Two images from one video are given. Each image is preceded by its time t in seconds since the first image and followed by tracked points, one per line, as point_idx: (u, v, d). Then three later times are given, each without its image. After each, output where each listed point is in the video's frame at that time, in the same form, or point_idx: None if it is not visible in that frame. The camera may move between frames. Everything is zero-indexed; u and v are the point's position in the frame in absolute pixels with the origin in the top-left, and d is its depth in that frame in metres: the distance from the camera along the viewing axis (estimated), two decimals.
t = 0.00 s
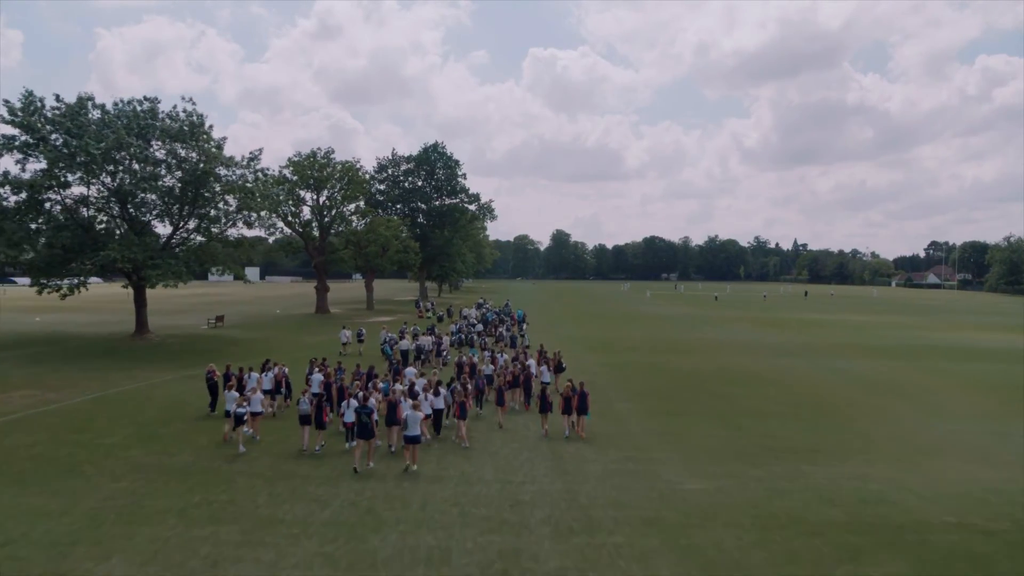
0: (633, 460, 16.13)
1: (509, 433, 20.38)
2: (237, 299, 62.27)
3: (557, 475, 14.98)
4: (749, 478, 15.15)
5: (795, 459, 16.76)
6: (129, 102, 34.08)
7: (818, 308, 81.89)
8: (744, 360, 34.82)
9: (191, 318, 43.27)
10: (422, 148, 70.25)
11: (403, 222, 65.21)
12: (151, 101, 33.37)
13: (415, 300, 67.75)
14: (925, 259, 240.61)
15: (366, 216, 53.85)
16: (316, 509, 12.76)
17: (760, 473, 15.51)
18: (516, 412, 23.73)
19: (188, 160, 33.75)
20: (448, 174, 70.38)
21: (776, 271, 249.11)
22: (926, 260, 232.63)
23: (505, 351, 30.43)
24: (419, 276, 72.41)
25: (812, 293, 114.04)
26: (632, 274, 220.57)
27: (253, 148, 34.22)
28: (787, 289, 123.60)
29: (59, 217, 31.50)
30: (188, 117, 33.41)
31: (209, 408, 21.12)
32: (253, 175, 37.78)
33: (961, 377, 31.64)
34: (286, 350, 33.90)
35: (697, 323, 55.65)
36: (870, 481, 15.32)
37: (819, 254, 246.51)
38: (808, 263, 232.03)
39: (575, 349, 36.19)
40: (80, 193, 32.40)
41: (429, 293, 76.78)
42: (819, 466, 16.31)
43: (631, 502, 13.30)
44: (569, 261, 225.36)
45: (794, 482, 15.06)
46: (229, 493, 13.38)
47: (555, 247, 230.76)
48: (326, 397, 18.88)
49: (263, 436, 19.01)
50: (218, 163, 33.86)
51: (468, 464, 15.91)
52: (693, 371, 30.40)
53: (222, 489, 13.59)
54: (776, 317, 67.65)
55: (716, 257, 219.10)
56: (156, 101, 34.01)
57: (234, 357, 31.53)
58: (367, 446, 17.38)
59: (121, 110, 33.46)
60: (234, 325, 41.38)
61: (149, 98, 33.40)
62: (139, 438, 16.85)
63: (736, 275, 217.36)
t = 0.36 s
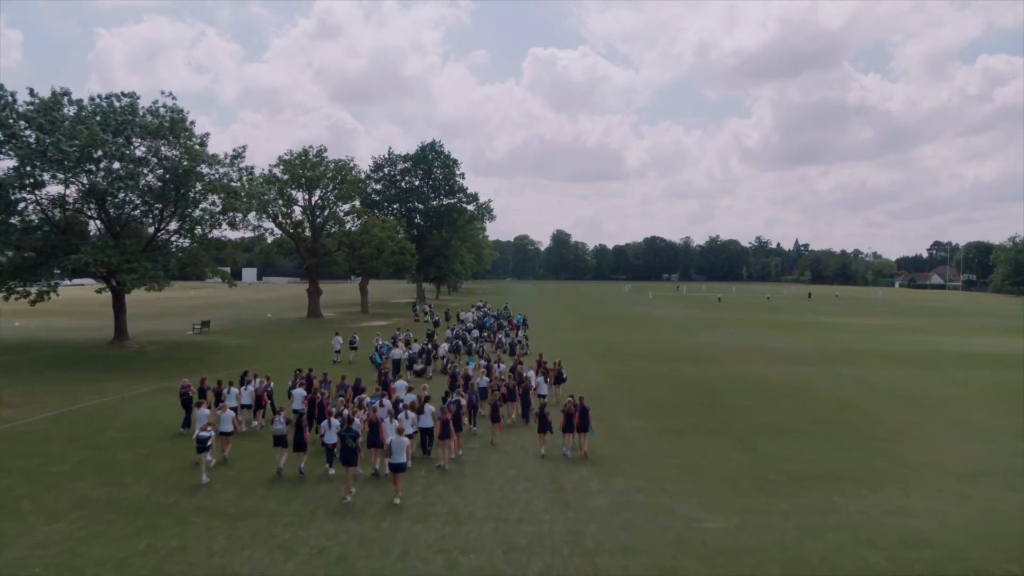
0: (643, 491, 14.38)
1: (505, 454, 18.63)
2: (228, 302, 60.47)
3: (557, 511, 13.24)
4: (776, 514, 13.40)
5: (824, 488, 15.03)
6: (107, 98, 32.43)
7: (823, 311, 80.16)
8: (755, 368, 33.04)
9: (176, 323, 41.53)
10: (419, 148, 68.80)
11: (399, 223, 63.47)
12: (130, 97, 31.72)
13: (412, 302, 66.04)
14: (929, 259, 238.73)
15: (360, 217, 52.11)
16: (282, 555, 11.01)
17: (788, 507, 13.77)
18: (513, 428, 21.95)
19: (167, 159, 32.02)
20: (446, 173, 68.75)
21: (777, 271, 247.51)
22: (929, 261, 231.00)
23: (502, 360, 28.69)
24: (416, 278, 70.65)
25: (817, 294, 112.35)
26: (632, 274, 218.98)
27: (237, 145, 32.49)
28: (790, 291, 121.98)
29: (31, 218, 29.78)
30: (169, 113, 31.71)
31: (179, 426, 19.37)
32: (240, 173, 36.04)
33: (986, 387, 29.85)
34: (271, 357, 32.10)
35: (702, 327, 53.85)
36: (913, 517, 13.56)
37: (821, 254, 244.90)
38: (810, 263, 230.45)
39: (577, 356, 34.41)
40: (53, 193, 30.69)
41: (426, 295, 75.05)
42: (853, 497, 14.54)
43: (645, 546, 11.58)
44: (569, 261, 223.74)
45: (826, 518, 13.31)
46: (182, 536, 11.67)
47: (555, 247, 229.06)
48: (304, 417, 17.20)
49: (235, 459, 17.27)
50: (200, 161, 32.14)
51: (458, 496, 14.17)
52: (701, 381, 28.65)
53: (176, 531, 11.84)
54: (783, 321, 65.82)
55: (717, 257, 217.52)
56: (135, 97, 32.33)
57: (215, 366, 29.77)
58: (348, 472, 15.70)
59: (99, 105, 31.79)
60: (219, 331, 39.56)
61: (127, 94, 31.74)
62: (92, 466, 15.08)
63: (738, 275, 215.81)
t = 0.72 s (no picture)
0: (656, 533, 12.67)
1: (499, 481, 16.94)
2: (216, 306, 58.64)
3: (558, 560, 11.51)
4: (809, 563, 11.68)
5: (857, 527, 13.37)
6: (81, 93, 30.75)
7: (828, 313, 78.40)
8: (765, 378, 31.35)
9: (159, 329, 39.80)
10: (415, 147, 67.31)
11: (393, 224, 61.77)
12: (104, 92, 30.03)
13: (408, 306, 64.37)
14: (931, 260, 236.89)
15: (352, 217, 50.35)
16: None
17: (821, 553, 12.09)
18: (509, 448, 20.22)
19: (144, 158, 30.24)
20: (442, 173, 67.07)
21: (778, 271, 245.89)
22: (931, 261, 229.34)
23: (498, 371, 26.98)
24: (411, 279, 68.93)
25: (820, 296, 110.63)
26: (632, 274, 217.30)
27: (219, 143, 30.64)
28: (792, 292, 120.28)
29: None
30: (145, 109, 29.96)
31: (139, 449, 17.62)
32: (224, 173, 34.22)
33: (1013, 398, 28.14)
34: (253, 365, 30.35)
35: (706, 332, 52.22)
36: (968, 565, 11.80)
37: (822, 255, 243.18)
38: (811, 263, 228.83)
39: (577, 364, 32.78)
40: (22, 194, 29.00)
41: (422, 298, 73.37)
42: (893, 540, 12.82)
43: None
44: (569, 261, 221.98)
45: (866, 567, 11.57)
46: None
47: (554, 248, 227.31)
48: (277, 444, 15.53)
49: (197, 490, 15.53)
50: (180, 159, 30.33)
51: (445, 539, 12.45)
52: (709, 392, 26.98)
53: None
54: (789, 323, 64.05)
55: (717, 257, 215.84)
56: (111, 92, 30.65)
57: (193, 377, 27.98)
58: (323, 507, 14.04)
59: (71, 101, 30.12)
60: (202, 337, 37.77)
61: (101, 88, 30.05)
62: (32, 503, 13.38)
63: (738, 276, 214.09)
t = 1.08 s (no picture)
0: None
1: (494, 514, 15.26)
2: (204, 311, 56.75)
3: None
4: None
5: None
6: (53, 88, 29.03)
7: (832, 316, 76.71)
8: (777, 390, 29.61)
9: (140, 336, 38.05)
10: (410, 146, 65.62)
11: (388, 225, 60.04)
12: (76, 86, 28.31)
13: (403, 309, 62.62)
14: (932, 260, 235.27)
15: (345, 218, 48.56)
16: None
17: None
18: (505, 473, 18.50)
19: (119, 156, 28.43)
20: (439, 173, 65.38)
21: (778, 272, 244.30)
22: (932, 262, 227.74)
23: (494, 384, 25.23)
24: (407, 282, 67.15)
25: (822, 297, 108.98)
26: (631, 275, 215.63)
27: (198, 141, 28.70)
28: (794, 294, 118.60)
29: None
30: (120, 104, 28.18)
31: (94, 479, 15.84)
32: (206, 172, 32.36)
33: None
34: (235, 376, 28.54)
35: (711, 337, 50.55)
36: None
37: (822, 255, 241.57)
38: (812, 263, 227.21)
39: (578, 374, 31.06)
40: None
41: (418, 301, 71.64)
42: None
43: None
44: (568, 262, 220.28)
45: None
46: None
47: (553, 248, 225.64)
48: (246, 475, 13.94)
49: (154, 529, 13.78)
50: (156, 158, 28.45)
51: None
52: (721, 407, 25.23)
53: None
54: (795, 327, 62.38)
55: (716, 258, 214.23)
56: (85, 86, 28.91)
57: (169, 389, 26.26)
58: (295, 550, 12.48)
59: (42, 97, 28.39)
60: (184, 345, 35.94)
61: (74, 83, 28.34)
62: None
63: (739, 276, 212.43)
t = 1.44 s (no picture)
0: None
1: (485, 555, 13.68)
2: (193, 315, 54.98)
3: None
4: None
5: None
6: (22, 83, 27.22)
7: (838, 319, 75.00)
8: (792, 402, 27.92)
9: (120, 343, 36.36)
10: (406, 145, 63.90)
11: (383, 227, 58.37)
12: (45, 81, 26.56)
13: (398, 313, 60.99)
14: (934, 261, 233.79)
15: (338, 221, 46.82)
16: None
17: None
18: (500, 504, 16.89)
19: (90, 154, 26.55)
20: (435, 173, 63.75)
21: (778, 273, 242.78)
22: (934, 262, 226.43)
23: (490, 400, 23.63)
24: (403, 284, 65.41)
25: (824, 299, 107.40)
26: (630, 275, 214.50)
27: (176, 137, 26.84)
28: (796, 295, 116.94)
29: None
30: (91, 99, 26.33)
31: (40, 519, 14.12)
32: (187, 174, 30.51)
33: None
34: (215, 388, 26.84)
35: (716, 342, 48.85)
36: None
37: (823, 255, 240.01)
38: (812, 264, 225.63)
39: (580, 386, 29.35)
40: None
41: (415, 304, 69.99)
42: None
43: None
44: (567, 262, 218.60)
45: None
46: None
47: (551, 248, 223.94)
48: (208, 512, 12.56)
49: None
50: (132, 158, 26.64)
51: None
52: (735, 424, 23.54)
53: None
54: (802, 331, 60.73)
55: (716, 258, 212.72)
56: (56, 82, 27.12)
57: (142, 405, 24.61)
58: None
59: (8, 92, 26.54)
60: (166, 353, 34.22)
61: (42, 78, 26.58)
62: None
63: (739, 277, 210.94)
